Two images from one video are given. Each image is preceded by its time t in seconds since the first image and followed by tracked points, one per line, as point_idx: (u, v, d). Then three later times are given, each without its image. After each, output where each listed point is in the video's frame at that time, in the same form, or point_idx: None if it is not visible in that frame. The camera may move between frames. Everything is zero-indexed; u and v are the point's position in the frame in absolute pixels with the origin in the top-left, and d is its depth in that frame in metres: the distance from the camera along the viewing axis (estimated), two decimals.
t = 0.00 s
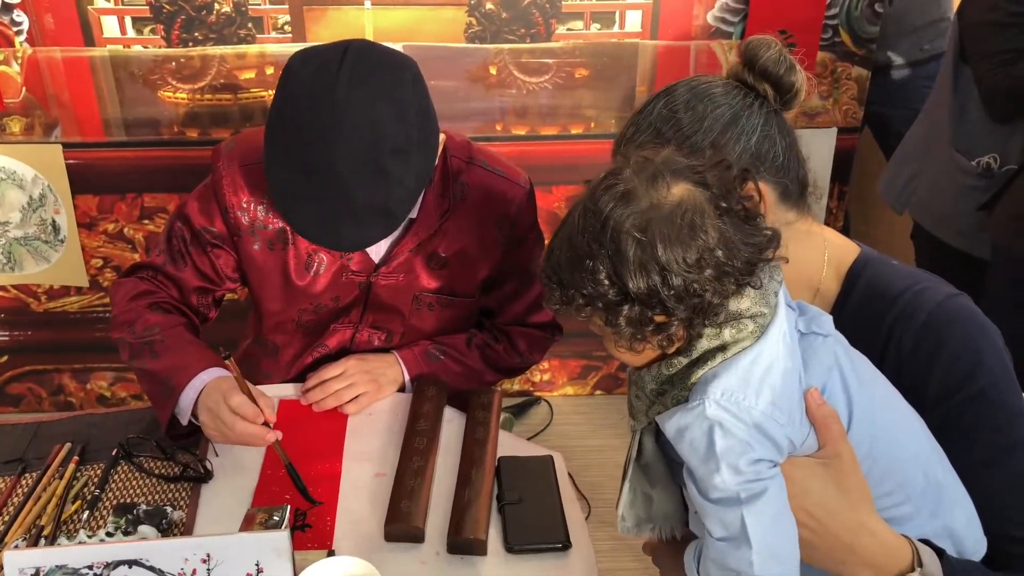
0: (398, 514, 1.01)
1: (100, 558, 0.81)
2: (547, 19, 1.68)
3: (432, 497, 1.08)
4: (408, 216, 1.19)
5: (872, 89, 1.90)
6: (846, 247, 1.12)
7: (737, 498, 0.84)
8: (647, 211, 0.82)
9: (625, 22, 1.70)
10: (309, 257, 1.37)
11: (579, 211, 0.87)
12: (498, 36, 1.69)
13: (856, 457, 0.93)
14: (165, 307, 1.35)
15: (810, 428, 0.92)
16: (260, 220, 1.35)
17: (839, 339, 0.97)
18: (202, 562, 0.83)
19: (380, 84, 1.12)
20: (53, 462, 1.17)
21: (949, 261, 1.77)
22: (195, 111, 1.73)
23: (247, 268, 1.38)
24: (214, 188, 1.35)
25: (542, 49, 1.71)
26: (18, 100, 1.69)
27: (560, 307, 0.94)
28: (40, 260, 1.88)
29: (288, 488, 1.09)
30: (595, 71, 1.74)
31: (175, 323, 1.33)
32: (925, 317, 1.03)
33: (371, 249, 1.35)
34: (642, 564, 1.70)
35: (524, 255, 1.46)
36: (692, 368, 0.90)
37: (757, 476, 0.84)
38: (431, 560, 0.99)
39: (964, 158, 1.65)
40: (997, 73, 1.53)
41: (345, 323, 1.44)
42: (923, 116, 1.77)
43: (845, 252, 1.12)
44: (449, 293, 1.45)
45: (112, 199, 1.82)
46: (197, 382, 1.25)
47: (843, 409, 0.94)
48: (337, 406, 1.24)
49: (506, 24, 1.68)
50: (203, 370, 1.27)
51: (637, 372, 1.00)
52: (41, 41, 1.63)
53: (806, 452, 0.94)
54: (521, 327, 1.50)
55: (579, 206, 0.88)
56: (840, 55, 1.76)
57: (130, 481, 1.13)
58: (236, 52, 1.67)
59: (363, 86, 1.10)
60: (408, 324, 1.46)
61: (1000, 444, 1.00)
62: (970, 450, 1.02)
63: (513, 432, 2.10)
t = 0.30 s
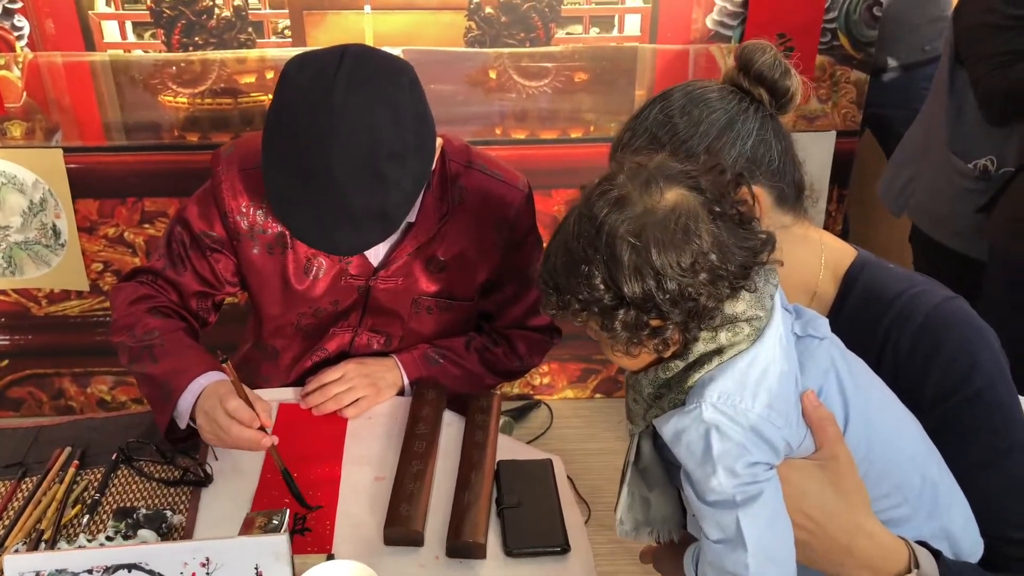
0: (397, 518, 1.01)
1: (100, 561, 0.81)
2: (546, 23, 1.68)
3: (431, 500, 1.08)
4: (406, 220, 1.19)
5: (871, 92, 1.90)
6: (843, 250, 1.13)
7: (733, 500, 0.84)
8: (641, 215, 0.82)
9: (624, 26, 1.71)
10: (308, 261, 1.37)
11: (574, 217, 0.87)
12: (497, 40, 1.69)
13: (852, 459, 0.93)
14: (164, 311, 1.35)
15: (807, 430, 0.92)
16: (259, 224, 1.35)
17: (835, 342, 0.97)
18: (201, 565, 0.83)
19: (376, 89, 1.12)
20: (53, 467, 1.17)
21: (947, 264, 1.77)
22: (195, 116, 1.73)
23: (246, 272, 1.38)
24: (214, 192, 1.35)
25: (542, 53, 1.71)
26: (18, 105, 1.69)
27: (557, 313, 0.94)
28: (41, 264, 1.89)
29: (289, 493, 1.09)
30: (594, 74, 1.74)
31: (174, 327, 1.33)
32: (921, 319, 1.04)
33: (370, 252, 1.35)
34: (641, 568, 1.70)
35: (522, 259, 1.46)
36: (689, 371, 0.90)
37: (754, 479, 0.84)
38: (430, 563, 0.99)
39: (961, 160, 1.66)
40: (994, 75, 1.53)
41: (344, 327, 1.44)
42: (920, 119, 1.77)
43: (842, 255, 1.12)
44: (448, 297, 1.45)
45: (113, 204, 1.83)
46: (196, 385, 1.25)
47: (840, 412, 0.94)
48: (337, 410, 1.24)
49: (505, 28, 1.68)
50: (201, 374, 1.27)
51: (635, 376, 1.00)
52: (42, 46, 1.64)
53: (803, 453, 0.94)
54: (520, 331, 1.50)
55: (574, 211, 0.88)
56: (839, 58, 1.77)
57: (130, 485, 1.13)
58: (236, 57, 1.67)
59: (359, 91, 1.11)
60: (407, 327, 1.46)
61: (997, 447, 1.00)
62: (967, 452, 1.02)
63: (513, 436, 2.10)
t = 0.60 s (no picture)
0: (405, 517, 1.01)
1: (110, 558, 0.81)
2: (551, 25, 1.69)
3: (438, 500, 1.08)
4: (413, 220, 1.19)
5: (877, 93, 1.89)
6: (849, 247, 1.13)
7: (740, 495, 0.84)
8: (649, 211, 0.82)
9: (629, 27, 1.71)
10: (314, 261, 1.37)
11: (581, 212, 0.88)
12: (503, 41, 1.70)
13: (860, 454, 0.93)
14: (168, 309, 1.35)
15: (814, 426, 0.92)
16: (265, 224, 1.35)
17: (841, 338, 0.97)
18: (211, 562, 0.83)
19: (383, 89, 1.12)
20: (61, 466, 1.17)
21: (954, 264, 1.77)
22: (201, 118, 1.74)
23: (252, 272, 1.38)
24: (220, 192, 1.36)
25: (547, 54, 1.72)
26: (26, 107, 1.70)
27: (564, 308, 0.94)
28: (48, 266, 1.89)
29: (298, 492, 1.10)
30: (599, 76, 1.75)
31: (179, 325, 1.33)
32: (928, 317, 1.03)
33: (376, 252, 1.35)
34: (648, 568, 1.70)
35: (528, 258, 1.47)
36: (695, 367, 0.90)
37: (761, 473, 0.84)
38: (437, 562, 0.99)
39: (966, 159, 1.66)
40: (1000, 74, 1.53)
41: (351, 326, 1.44)
42: (925, 119, 1.77)
43: (848, 252, 1.12)
44: (454, 297, 1.46)
45: (119, 205, 1.83)
46: (193, 382, 1.26)
47: (847, 408, 0.94)
48: (343, 409, 1.24)
49: (511, 29, 1.68)
50: (199, 371, 1.28)
51: (641, 372, 1.00)
52: (48, 48, 1.65)
53: (810, 449, 0.94)
54: (526, 331, 1.50)
55: (582, 207, 0.88)
56: (844, 59, 1.76)
57: (138, 484, 1.14)
58: (242, 59, 1.68)
59: (366, 91, 1.11)
60: (413, 327, 1.46)
61: (1004, 444, 1.00)
62: (974, 448, 1.02)
63: (519, 437, 2.10)
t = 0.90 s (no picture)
0: (417, 518, 1.02)
1: (130, 554, 0.82)
2: (562, 29, 1.69)
3: (451, 501, 1.09)
4: (426, 223, 1.20)
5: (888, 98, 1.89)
6: (861, 251, 1.13)
7: (754, 496, 0.84)
8: (663, 213, 0.83)
9: (640, 32, 1.71)
10: (328, 264, 1.38)
11: (595, 215, 0.88)
12: (514, 46, 1.71)
13: (872, 455, 0.93)
14: (183, 311, 1.37)
15: (827, 427, 0.92)
16: (279, 227, 1.36)
17: (853, 341, 0.97)
18: (228, 559, 0.84)
19: (396, 94, 1.13)
20: (78, 465, 1.19)
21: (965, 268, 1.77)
22: (214, 122, 1.76)
23: (266, 275, 1.40)
24: (235, 196, 1.37)
25: (558, 59, 1.73)
26: (42, 111, 1.72)
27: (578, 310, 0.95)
28: (63, 268, 1.91)
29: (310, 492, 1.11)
30: (610, 80, 1.75)
31: (193, 326, 1.35)
32: (939, 320, 1.04)
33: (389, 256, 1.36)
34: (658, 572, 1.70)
35: (540, 262, 1.47)
36: (709, 368, 0.91)
37: (774, 474, 0.84)
38: (450, 563, 1.00)
39: (978, 165, 1.67)
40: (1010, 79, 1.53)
41: (364, 329, 1.45)
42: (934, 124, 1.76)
43: (860, 255, 1.12)
44: (466, 300, 1.47)
45: (133, 209, 1.85)
46: (210, 381, 1.27)
47: (859, 409, 0.94)
48: (356, 411, 1.25)
49: (522, 34, 1.69)
50: (216, 370, 1.29)
51: (654, 373, 1.01)
52: (65, 53, 1.67)
53: (823, 451, 0.94)
54: (537, 334, 1.51)
55: (597, 209, 0.89)
56: (855, 64, 1.77)
57: (153, 483, 1.15)
58: (255, 64, 1.69)
59: (380, 97, 1.12)
60: (425, 330, 1.47)
61: (1016, 448, 1.00)
62: (985, 452, 1.02)
63: (529, 441, 2.11)
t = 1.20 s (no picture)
0: (425, 515, 1.02)
1: (140, 548, 0.83)
2: (570, 28, 1.69)
3: (458, 498, 1.09)
4: (435, 221, 1.20)
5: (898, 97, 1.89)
6: (870, 248, 1.13)
7: (764, 489, 0.84)
8: (679, 206, 0.83)
9: (648, 30, 1.71)
10: (336, 262, 1.39)
11: (609, 206, 0.88)
12: (522, 44, 1.70)
13: (882, 451, 0.93)
14: (192, 307, 1.37)
15: (837, 422, 0.92)
16: (288, 225, 1.37)
17: (864, 337, 0.97)
18: (238, 554, 0.84)
19: (407, 92, 1.13)
20: (87, 461, 1.19)
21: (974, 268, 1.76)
22: (222, 120, 1.76)
23: (274, 271, 1.40)
24: (244, 193, 1.37)
25: (566, 57, 1.72)
26: (51, 109, 1.73)
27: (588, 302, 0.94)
28: (71, 265, 1.92)
29: (317, 488, 1.11)
30: (618, 78, 1.75)
31: (202, 322, 1.35)
32: (948, 318, 1.04)
33: (398, 253, 1.36)
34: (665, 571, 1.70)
35: (548, 260, 1.47)
36: (719, 362, 0.91)
37: (785, 468, 0.84)
38: (458, 560, 1.00)
39: (989, 163, 1.65)
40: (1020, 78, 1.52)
41: (372, 326, 1.46)
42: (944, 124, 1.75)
43: (869, 253, 1.13)
44: (474, 298, 1.47)
45: (142, 206, 1.86)
46: (220, 377, 1.28)
47: (870, 405, 0.94)
48: (364, 408, 1.26)
49: (530, 32, 1.69)
50: (226, 366, 1.29)
51: (663, 367, 1.00)
52: (74, 51, 1.67)
53: (833, 446, 0.94)
54: (544, 332, 1.51)
55: (610, 201, 0.89)
56: (864, 62, 1.76)
57: (162, 479, 1.16)
58: (264, 62, 1.70)
59: (390, 94, 1.12)
60: (433, 328, 1.48)
61: None
62: (993, 451, 1.02)
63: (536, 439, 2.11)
